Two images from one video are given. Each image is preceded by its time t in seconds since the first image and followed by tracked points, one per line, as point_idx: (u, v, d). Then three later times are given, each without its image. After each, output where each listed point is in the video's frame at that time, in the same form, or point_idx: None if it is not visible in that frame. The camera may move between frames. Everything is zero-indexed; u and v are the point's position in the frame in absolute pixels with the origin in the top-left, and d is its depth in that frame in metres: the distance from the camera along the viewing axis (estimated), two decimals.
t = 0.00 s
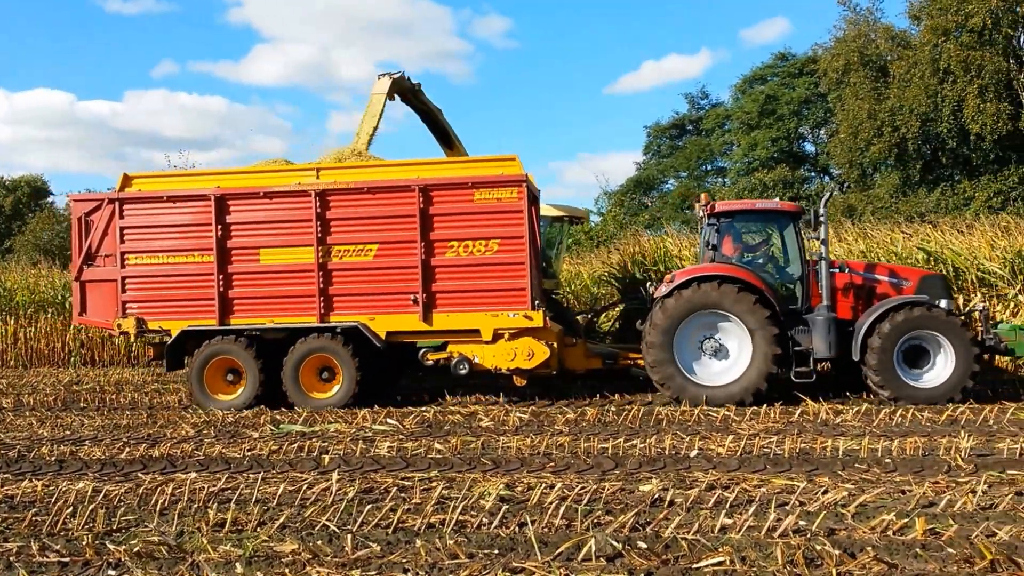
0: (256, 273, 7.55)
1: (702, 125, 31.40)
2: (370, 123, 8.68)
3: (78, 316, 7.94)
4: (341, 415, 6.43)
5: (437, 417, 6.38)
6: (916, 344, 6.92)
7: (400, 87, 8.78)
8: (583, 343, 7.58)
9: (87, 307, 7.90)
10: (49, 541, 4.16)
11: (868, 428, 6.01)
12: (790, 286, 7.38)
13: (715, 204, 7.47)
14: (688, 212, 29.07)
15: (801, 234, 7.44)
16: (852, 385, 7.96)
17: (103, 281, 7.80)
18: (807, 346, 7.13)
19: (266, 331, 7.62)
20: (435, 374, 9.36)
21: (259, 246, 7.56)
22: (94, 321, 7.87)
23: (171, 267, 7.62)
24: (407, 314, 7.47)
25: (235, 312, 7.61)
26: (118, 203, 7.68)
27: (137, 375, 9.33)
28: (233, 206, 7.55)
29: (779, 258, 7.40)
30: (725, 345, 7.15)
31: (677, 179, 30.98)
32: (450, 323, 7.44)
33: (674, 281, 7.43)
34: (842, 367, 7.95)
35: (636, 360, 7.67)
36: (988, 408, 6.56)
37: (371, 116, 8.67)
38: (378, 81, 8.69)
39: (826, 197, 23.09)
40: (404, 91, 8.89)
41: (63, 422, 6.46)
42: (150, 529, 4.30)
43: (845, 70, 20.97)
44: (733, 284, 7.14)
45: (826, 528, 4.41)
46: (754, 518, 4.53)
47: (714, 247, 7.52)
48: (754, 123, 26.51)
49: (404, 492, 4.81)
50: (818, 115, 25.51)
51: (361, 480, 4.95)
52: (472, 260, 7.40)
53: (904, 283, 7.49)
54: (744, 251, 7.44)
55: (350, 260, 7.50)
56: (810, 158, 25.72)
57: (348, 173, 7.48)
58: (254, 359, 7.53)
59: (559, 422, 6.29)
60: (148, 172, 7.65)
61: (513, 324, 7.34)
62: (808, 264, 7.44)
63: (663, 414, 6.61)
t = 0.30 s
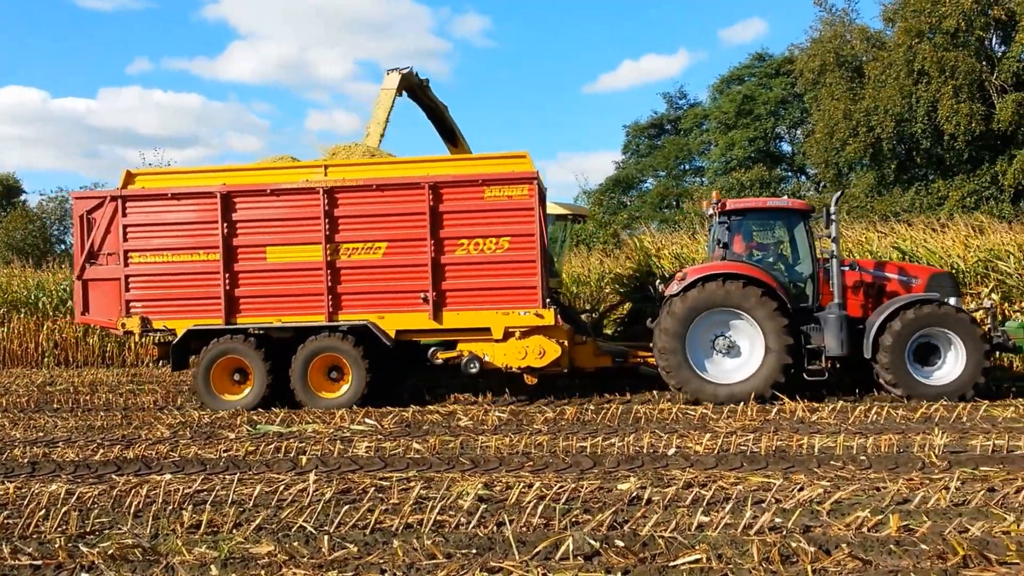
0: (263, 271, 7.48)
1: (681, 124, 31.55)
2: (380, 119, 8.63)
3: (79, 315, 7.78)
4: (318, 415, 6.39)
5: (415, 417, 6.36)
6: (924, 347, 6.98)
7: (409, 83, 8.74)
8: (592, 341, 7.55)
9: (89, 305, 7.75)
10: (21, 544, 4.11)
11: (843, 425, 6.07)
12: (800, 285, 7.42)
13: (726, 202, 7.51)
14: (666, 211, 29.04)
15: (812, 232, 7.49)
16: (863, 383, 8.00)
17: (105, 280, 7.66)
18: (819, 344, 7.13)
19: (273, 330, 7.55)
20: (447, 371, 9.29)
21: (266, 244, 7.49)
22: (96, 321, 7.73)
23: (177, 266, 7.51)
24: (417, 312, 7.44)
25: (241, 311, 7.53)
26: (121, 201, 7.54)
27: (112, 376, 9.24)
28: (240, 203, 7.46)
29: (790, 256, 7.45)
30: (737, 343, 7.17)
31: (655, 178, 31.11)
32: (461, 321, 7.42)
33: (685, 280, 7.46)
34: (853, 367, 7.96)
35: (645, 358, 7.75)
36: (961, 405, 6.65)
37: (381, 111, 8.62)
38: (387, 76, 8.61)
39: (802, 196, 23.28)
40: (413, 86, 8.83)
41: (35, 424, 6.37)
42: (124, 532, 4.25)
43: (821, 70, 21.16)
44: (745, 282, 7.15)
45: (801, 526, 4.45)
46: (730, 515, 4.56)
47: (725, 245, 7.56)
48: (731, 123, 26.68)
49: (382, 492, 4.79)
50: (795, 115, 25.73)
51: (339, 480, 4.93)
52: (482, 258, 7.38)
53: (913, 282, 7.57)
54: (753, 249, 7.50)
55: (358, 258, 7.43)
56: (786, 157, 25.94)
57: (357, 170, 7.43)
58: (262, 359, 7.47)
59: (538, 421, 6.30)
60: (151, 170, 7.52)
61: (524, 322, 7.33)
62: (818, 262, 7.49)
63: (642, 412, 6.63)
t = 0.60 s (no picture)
0: (270, 270, 7.40)
1: (659, 123, 31.66)
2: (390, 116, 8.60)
3: (82, 315, 7.64)
4: (295, 416, 6.34)
5: (394, 417, 6.33)
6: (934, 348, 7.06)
7: (418, 80, 8.71)
8: (602, 338, 7.54)
9: (91, 305, 7.62)
10: None
11: (819, 423, 6.13)
12: (811, 282, 7.47)
13: (736, 200, 7.54)
14: (644, 210, 29.25)
15: (822, 230, 7.54)
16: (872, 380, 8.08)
17: (108, 279, 7.56)
18: (830, 342, 7.18)
19: (280, 328, 7.50)
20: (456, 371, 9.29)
21: (272, 242, 7.41)
22: (100, 320, 7.62)
23: (183, 264, 7.43)
24: (427, 311, 7.40)
25: (248, 310, 7.45)
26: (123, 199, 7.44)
27: (85, 377, 9.16)
28: (246, 200, 7.38)
29: (799, 254, 7.50)
30: (748, 341, 7.20)
31: (634, 177, 31.22)
32: (471, 320, 7.38)
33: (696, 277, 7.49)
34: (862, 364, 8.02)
35: (654, 355, 7.74)
36: (935, 403, 6.72)
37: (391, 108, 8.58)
38: (396, 72, 8.59)
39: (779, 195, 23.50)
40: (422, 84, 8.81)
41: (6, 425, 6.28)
42: (96, 534, 4.20)
43: (797, 70, 21.32)
44: (756, 280, 7.19)
45: (777, 523, 4.48)
46: (706, 513, 4.59)
47: (735, 242, 7.59)
48: (709, 123, 26.82)
49: (359, 493, 4.76)
50: (771, 114, 25.93)
51: (316, 481, 4.91)
52: (492, 256, 7.35)
53: (921, 279, 7.63)
54: (764, 245, 7.53)
55: (367, 256, 7.39)
56: (763, 157, 26.12)
57: (365, 167, 7.37)
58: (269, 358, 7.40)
59: (516, 420, 6.31)
60: (154, 167, 7.45)
61: (535, 320, 7.31)
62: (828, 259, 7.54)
63: (620, 410, 6.66)
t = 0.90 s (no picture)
0: (280, 268, 7.33)
1: (637, 123, 31.76)
2: (399, 113, 8.57)
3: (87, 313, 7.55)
4: (271, 416, 6.29)
5: (371, 417, 6.30)
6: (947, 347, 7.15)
7: (427, 77, 8.70)
8: (613, 337, 7.56)
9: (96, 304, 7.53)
10: None
11: (794, 420, 6.17)
12: (822, 279, 7.51)
13: (748, 198, 7.56)
14: (623, 208, 29.41)
15: (833, 227, 7.57)
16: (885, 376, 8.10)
17: (113, 277, 7.47)
18: (842, 339, 7.23)
19: (290, 326, 7.42)
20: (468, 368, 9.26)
21: (281, 240, 7.34)
22: (106, 319, 7.54)
23: (190, 262, 7.34)
24: (438, 309, 7.34)
25: (257, 308, 7.37)
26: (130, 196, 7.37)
27: (57, 377, 9.09)
28: (254, 197, 7.31)
29: (810, 251, 7.54)
30: (760, 338, 7.23)
31: (613, 176, 31.35)
32: (483, 318, 7.34)
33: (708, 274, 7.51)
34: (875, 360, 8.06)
35: (664, 354, 7.76)
36: (910, 399, 6.79)
37: (400, 106, 8.56)
38: (404, 70, 8.60)
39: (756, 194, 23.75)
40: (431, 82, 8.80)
41: None
42: (68, 537, 4.15)
43: (773, 70, 21.45)
44: (767, 278, 7.23)
45: (753, 520, 4.51)
46: (683, 511, 4.61)
47: (747, 240, 7.61)
48: (686, 122, 26.95)
49: (336, 493, 4.74)
50: (748, 114, 26.12)
51: (292, 481, 4.88)
52: (504, 254, 7.31)
53: (931, 277, 7.69)
54: (775, 243, 7.58)
55: (378, 254, 7.34)
56: (740, 156, 26.29)
57: (375, 164, 7.32)
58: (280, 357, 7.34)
59: (495, 419, 6.31)
60: (160, 163, 7.36)
61: (547, 318, 7.29)
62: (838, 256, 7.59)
63: (599, 409, 6.68)
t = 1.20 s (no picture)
0: (292, 266, 7.27)
1: (615, 122, 31.87)
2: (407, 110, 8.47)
3: (93, 312, 7.43)
4: (246, 417, 6.25)
5: (348, 417, 6.27)
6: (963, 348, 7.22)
7: (433, 73, 8.61)
8: (625, 335, 7.55)
9: (102, 302, 7.40)
10: None
11: (770, 418, 6.22)
12: (834, 277, 7.56)
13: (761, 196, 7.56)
14: (602, 207, 29.55)
15: (844, 224, 7.61)
16: (897, 373, 8.15)
17: (121, 275, 7.35)
18: (855, 337, 7.29)
19: (301, 325, 7.34)
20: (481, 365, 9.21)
21: (292, 238, 7.28)
22: (112, 318, 7.42)
23: (200, 260, 7.25)
24: (451, 306, 7.29)
25: (268, 306, 7.30)
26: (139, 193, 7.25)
27: (28, 377, 8.99)
28: (265, 195, 7.25)
29: (822, 249, 7.58)
30: (773, 335, 7.25)
31: (592, 175, 31.45)
32: (496, 315, 7.30)
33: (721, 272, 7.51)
34: (888, 357, 8.10)
35: (676, 351, 7.75)
36: (883, 397, 6.86)
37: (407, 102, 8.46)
38: (412, 66, 8.48)
39: (733, 193, 23.97)
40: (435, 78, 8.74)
41: None
42: (39, 540, 4.09)
43: (749, 71, 21.52)
44: (780, 275, 7.26)
45: (729, 517, 4.54)
46: (660, 509, 4.63)
47: (759, 238, 7.62)
48: (664, 122, 27.01)
49: (312, 494, 4.70)
50: (724, 114, 26.27)
51: (268, 482, 4.84)
52: (518, 251, 7.27)
53: (940, 274, 7.71)
54: (786, 241, 7.60)
55: (391, 251, 7.28)
56: (717, 156, 26.40)
57: (387, 161, 7.28)
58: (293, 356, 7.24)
59: (472, 419, 6.30)
60: (169, 161, 7.28)
61: (561, 315, 7.25)
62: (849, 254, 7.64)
63: (577, 408, 6.69)
